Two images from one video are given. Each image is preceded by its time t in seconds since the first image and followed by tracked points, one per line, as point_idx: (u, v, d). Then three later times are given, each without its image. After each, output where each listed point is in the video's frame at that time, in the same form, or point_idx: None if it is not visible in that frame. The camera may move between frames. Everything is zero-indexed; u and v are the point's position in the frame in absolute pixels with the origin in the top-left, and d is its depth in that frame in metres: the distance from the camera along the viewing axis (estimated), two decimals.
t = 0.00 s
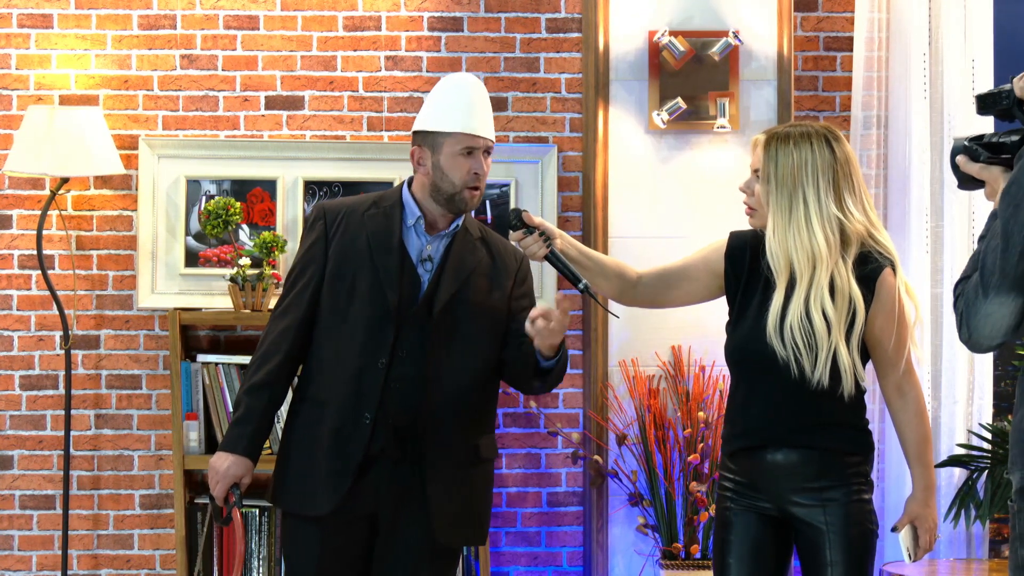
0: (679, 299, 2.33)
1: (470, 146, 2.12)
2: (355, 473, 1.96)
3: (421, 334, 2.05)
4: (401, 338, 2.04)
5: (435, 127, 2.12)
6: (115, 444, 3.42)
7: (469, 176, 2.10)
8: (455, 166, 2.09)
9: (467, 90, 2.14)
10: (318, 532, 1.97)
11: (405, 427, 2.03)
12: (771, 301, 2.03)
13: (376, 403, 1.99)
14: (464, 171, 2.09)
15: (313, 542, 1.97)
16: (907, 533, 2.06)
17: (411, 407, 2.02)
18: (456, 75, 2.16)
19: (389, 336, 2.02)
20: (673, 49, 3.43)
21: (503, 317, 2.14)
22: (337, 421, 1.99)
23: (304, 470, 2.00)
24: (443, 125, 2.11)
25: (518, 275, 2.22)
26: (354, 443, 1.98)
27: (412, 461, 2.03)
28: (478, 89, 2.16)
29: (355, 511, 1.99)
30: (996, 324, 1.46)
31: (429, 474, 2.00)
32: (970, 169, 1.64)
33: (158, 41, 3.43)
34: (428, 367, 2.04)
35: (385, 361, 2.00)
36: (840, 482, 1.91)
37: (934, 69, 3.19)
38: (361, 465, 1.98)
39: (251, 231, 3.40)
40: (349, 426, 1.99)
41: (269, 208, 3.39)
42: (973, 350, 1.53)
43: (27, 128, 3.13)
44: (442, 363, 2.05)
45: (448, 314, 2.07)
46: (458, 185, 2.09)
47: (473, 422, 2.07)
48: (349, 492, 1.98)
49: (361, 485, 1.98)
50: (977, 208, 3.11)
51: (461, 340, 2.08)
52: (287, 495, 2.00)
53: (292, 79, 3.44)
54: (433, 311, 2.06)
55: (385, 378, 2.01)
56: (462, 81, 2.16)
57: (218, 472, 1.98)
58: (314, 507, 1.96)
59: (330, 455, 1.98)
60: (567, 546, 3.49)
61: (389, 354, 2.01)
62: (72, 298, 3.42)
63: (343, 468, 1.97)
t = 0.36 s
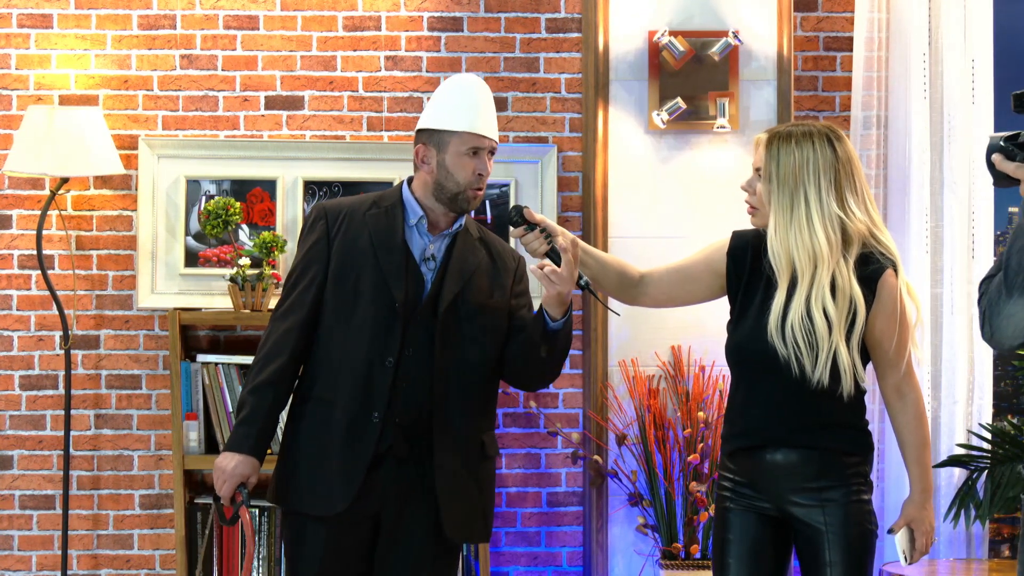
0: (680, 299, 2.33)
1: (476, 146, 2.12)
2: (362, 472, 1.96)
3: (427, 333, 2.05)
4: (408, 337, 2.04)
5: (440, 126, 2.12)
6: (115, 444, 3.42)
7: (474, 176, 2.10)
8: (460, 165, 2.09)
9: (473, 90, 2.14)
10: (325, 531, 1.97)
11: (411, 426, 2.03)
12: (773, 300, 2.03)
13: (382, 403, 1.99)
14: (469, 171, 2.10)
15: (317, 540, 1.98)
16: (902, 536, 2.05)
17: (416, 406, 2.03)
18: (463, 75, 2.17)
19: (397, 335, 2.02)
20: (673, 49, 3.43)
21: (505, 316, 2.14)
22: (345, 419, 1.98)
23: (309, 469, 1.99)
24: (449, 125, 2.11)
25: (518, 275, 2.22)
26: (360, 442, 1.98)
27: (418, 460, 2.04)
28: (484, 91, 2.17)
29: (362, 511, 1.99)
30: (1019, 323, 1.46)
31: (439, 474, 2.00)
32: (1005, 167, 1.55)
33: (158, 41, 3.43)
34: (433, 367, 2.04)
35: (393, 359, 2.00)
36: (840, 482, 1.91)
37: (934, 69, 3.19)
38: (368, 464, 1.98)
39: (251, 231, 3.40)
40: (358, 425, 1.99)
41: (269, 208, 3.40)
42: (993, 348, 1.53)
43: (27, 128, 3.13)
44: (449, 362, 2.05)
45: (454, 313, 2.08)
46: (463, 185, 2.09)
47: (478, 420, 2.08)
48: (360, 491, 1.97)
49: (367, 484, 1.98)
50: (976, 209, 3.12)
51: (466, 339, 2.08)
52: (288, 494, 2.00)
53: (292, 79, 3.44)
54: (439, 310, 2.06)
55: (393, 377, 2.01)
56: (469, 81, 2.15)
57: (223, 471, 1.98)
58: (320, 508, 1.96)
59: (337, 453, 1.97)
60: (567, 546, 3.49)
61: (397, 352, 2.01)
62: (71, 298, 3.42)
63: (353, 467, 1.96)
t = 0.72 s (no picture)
0: (682, 300, 2.32)
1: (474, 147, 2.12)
2: (364, 473, 1.96)
3: (429, 333, 2.06)
4: (409, 337, 2.04)
5: (440, 127, 2.12)
6: (115, 444, 3.42)
7: (472, 177, 2.10)
8: (459, 166, 2.09)
9: (474, 91, 2.14)
10: (327, 532, 1.97)
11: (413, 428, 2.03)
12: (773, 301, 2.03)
13: (382, 404, 1.99)
14: (467, 172, 2.09)
15: (319, 540, 1.98)
16: (902, 536, 2.04)
17: (416, 407, 2.03)
18: (464, 76, 2.17)
19: (397, 336, 2.02)
20: (673, 49, 3.43)
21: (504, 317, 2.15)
22: (346, 419, 1.98)
23: (310, 471, 1.99)
24: (448, 125, 2.11)
25: (516, 275, 2.22)
26: (361, 443, 1.98)
27: (418, 461, 2.04)
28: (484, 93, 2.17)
29: (364, 511, 1.98)
30: None
31: (439, 474, 2.00)
32: (1012, 171, 1.63)
33: (157, 41, 3.43)
34: (433, 367, 2.04)
35: (394, 360, 2.00)
36: (840, 483, 1.91)
37: (934, 69, 3.19)
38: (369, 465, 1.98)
39: (251, 231, 3.40)
40: (360, 426, 1.99)
41: (269, 208, 3.40)
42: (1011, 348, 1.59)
43: (27, 128, 3.13)
44: (449, 362, 2.05)
45: (455, 313, 2.08)
46: (461, 185, 2.09)
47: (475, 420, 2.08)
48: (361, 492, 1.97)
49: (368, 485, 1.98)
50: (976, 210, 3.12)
51: (465, 339, 2.09)
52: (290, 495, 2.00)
53: (291, 79, 3.44)
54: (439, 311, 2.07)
55: (394, 378, 2.00)
56: (470, 82, 2.15)
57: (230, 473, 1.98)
58: (321, 509, 1.96)
59: (338, 454, 1.98)
60: (567, 546, 3.49)
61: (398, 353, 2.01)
62: (71, 298, 3.42)
63: (355, 467, 1.96)
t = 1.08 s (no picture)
0: (682, 300, 2.33)
1: (463, 141, 2.13)
2: (366, 475, 1.96)
3: (430, 335, 2.06)
4: (410, 339, 2.04)
5: (430, 123, 2.15)
6: (115, 444, 3.42)
7: (459, 171, 2.10)
8: (446, 160, 2.10)
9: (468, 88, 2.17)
10: (328, 533, 1.97)
11: (415, 429, 2.03)
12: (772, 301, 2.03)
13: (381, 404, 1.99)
14: (454, 165, 2.10)
15: (318, 542, 1.98)
16: (902, 535, 2.04)
17: (417, 408, 2.03)
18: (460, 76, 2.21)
19: (397, 337, 2.02)
20: (673, 49, 3.43)
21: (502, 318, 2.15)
22: (347, 421, 1.98)
23: (310, 471, 2.00)
24: (440, 121, 2.14)
25: (516, 277, 2.23)
26: (362, 444, 1.98)
27: (420, 462, 2.03)
28: (479, 90, 2.18)
29: (365, 512, 1.98)
30: (998, 322, 1.44)
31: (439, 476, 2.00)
32: (989, 171, 1.57)
33: (157, 41, 3.43)
34: (432, 368, 2.04)
35: (395, 363, 2.01)
36: (840, 482, 1.91)
37: (934, 69, 3.18)
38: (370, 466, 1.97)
39: (251, 231, 3.40)
40: (361, 428, 1.99)
41: (269, 209, 3.39)
42: (975, 348, 1.51)
43: (26, 128, 3.13)
44: (449, 363, 2.05)
45: (456, 314, 2.08)
46: (447, 179, 2.09)
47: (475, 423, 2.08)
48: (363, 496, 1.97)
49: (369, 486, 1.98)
50: (976, 209, 3.05)
51: (465, 342, 2.09)
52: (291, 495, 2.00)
53: (291, 79, 3.44)
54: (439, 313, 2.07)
55: (393, 378, 2.01)
56: (464, 79, 2.17)
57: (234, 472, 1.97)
58: (322, 511, 1.96)
59: (338, 455, 1.98)
60: (567, 546, 3.48)
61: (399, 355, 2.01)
62: (71, 298, 3.42)
63: (355, 468, 1.96)
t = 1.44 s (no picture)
0: (683, 299, 2.32)
1: (437, 125, 2.21)
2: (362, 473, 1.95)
3: (421, 331, 2.05)
4: (403, 335, 2.04)
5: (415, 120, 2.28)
6: (115, 444, 3.42)
7: (430, 150, 2.16)
8: (419, 144, 2.18)
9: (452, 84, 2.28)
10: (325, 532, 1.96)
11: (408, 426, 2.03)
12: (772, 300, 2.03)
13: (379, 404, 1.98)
14: (426, 146, 2.16)
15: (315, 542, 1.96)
16: (902, 535, 2.04)
17: (414, 409, 2.03)
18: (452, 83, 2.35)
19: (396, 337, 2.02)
20: (673, 49, 3.43)
21: (493, 318, 2.16)
22: (343, 422, 1.98)
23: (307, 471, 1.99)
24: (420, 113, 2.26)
25: (512, 278, 2.24)
26: (359, 444, 1.97)
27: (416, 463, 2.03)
28: (472, 93, 2.27)
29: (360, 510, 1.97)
30: (959, 324, 1.51)
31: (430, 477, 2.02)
32: (955, 174, 1.63)
33: (157, 41, 3.43)
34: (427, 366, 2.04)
35: (385, 359, 2.00)
36: (840, 482, 1.91)
37: (934, 69, 3.16)
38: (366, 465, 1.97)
39: (251, 231, 3.40)
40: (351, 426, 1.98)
41: (269, 209, 3.40)
42: (938, 351, 1.58)
43: (26, 128, 3.13)
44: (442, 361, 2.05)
45: (448, 311, 2.08)
46: (421, 160, 2.15)
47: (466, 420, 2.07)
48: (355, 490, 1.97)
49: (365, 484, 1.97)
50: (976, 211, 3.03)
51: (457, 340, 2.08)
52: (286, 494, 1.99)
53: (291, 79, 3.44)
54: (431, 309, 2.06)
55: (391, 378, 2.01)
56: (458, 81, 2.28)
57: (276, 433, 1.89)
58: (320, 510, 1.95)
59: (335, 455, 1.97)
60: (567, 546, 3.48)
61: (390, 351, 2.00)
62: (71, 298, 3.42)
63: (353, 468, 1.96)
